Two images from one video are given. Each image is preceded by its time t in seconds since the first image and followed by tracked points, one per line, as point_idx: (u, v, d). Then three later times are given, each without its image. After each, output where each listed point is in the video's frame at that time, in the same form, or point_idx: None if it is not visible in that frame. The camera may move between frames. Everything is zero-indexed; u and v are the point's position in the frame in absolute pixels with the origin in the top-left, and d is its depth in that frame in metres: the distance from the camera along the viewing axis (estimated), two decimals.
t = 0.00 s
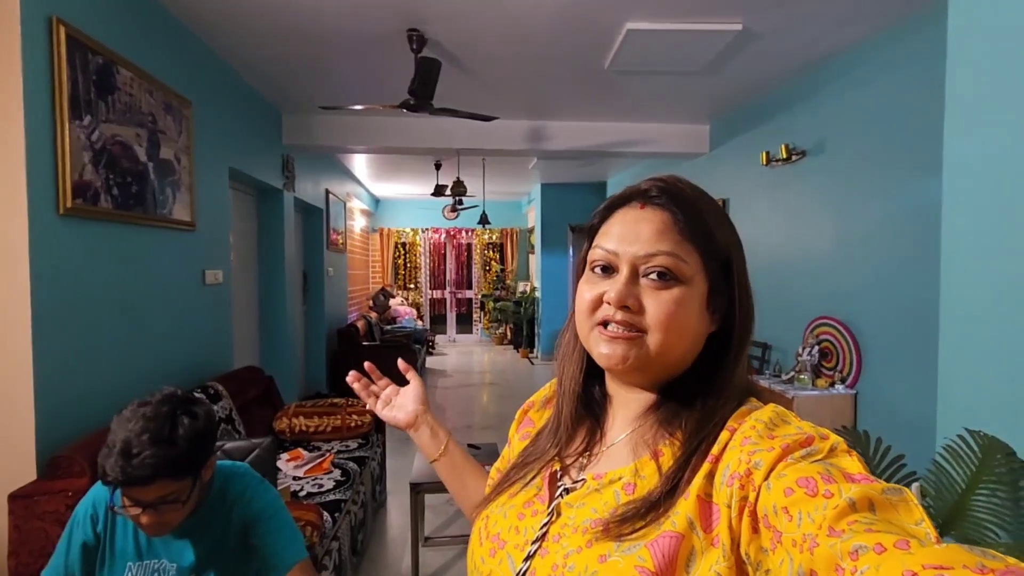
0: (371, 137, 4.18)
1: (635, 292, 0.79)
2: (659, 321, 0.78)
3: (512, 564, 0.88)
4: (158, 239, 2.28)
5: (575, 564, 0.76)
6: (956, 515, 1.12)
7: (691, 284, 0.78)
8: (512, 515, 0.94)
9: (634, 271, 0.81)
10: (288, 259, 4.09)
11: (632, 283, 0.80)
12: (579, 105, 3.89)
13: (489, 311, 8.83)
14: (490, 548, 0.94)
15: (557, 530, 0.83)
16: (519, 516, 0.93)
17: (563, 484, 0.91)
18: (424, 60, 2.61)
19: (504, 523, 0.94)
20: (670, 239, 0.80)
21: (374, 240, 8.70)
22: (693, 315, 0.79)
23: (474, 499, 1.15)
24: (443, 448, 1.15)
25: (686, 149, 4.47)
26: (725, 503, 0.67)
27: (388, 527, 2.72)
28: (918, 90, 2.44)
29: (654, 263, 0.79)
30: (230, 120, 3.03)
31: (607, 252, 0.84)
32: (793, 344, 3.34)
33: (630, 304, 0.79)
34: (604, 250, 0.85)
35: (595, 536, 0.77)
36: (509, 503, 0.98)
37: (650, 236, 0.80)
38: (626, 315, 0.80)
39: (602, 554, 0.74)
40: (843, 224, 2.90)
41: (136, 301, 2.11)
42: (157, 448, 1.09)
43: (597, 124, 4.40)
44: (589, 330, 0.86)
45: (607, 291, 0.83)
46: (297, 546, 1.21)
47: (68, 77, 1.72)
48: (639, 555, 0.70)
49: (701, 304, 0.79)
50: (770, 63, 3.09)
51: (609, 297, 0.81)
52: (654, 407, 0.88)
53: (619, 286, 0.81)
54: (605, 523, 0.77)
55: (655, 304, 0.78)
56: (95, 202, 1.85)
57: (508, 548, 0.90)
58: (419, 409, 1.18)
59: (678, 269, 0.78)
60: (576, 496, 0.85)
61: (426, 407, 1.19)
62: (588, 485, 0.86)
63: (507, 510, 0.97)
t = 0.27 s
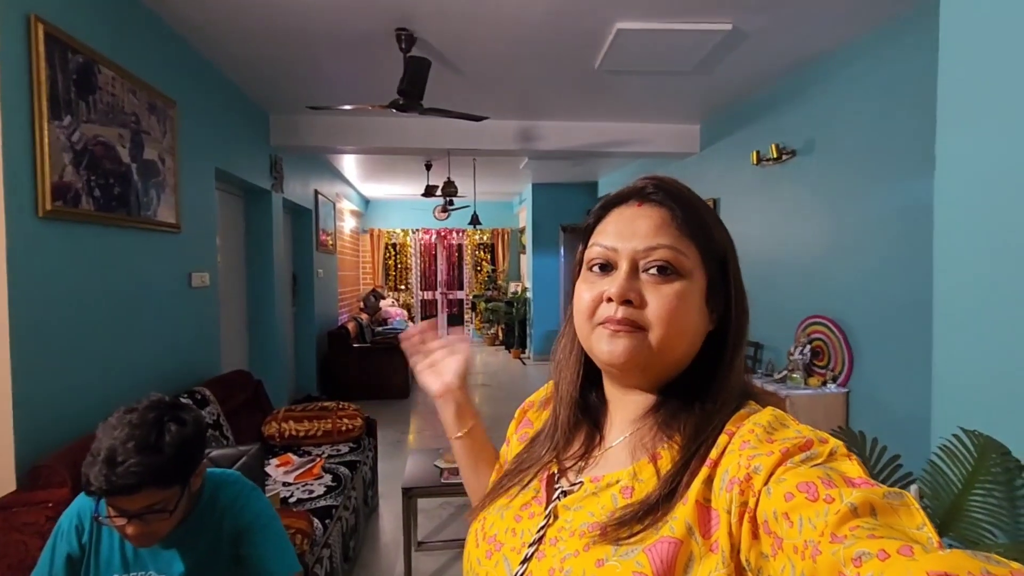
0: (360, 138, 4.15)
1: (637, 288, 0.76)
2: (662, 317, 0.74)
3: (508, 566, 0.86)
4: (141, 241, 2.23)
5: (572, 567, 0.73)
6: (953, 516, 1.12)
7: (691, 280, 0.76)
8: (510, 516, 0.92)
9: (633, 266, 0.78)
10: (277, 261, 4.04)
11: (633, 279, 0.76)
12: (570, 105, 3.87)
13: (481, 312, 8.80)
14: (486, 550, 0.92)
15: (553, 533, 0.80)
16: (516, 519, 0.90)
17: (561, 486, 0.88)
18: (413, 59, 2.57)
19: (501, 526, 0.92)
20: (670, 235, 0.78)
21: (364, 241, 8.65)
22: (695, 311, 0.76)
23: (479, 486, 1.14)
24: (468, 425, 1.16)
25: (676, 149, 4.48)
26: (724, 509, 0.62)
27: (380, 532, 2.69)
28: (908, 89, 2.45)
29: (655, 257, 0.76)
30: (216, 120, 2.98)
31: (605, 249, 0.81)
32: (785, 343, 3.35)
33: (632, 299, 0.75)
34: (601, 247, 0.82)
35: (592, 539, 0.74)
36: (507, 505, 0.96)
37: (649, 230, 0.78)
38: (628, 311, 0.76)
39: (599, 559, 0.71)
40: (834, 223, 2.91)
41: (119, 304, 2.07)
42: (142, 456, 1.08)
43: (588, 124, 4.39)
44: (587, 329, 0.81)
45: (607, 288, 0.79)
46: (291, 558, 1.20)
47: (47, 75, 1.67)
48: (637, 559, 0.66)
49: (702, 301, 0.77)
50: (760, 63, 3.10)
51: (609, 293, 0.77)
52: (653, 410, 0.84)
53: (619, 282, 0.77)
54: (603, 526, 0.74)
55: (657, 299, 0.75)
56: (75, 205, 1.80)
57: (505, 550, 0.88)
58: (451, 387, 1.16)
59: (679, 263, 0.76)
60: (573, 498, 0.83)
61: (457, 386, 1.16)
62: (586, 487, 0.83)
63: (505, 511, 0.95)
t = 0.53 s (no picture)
0: (353, 137, 4.10)
1: (624, 295, 0.75)
2: (650, 322, 0.73)
3: (507, 559, 0.83)
4: (130, 243, 2.19)
5: (569, 561, 0.71)
6: (960, 519, 1.11)
7: (678, 281, 0.74)
8: (511, 510, 0.90)
9: (621, 273, 0.76)
10: (269, 262, 3.99)
11: (619, 286, 0.76)
12: (564, 104, 3.85)
13: (474, 312, 8.76)
14: (486, 543, 0.90)
15: (552, 527, 0.79)
16: (516, 512, 0.88)
17: (560, 481, 0.87)
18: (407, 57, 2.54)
19: (501, 520, 0.90)
20: (653, 239, 0.76)
21: (357, 242, 8.58)
22: (685, 312, 0.74)
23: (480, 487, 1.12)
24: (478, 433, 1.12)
25: (671, 148, 4.47)
26: (719, 504, 0.62)
27: (375, 536, 2.65)
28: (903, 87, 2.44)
29: (640, 262, 0.75)
30: (206, 119, 2.93)
31: (592, 258, 0.80)
32: (781, 342, 3.34)
33: (620, 306, 0.74)
34: (588, 256, 0.80)
35: (591, 533, 0.73)
36: (509, 499, 0.95)
37: (632, 235, 0.77)
38: (617, 318, 0.75)
39: (596, 552, 0.70)
40: (830, 221, 2.91)
41: (107, 308, 2.02)
42: (134, 461, 1.09)
43: (582, 123, 4.37)
44: (582, 339, 0.81)
45: (596, 297, 0.78)
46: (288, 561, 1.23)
47: (31, 73, 1.63)
48: (632, 552, 0.66)
49: (691, 301, 0.75)
50: (755, 61, 3.09)
51: (598, 303, 0.76)
52: (653, 409, 0.82)
53: (606, 290, 0.76)
54: (601, 519, 0.73)
55: (644, 304, 0.73)
56: (61, 206, 1.75)
57: (505, 543, 0.85)
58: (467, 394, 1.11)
59: (666, 266, 0.74)
60: (573, 494, 0.81)
61: (470, 393, 1.11)
62: (586, 483, 0.81)
63: (506, 505, 0.93)
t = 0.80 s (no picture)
0: (351, 137, 4.05)
1: (615, 300, 0.71)
2: (639, 327, 0.69)
3: (512, 567, 0.78)
4: (125, 245, 2.13)
5: (576, 569, 0.67)
6: (989, 532, 1.06)
7: (673, 287, 0.69)
8: (515, 515, 0.84)
9: (615, 279, 0.72)
10: (267, 264, 3.94)
11: (613, 291, 0.72)
12: (564, 101, 3.81)
13: (473, 312, 8.72)
14: (491, 548, 0.84)
15: (558, 534, 0.74)
16: (521, 518, 0.83)
17: (566, 488, 0.82)
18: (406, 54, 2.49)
19: (506, 524, 0.84)
20: (651, 244, 0.71)
21: (355, 242, 8.53)
22: (680, 320, 0.69)
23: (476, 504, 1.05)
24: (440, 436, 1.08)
25: (672, 146, 4.43)
26: (727, 515, 0.59)
27: (377, 543, 2.61)
28: (911, 82, 2.41)
29: (634, 268, 0.70)
30: (202, 119, 2.88)
31: (592, 262, 0.76)
32: (786, 342, 3.31)
33: (610, 312, 0.71)
34: (588, 260, 0.77)
35: (597, 542, 0.68)
36: (514, 502, 0.89)
37: (629, 240, 0.72)
38: (608, 323, 0.71)
39: (603, 561, 0.66)
40: (836, 219, 2.87)
41: (101, 312, 1.96)
42: (145, 466, 1.06)
43: (582, 121, 4.33)
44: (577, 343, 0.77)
45: (591, 301, 0.75)
46: None
47: (20, 71, 1.57)
48: (640, 562, 0.61)
49: (688, 307, 0.69)
50: (759, 57, 3.05)
51: (589, 307, 0.73)
52: (658, 413, 0.77)
53: (599, 295, 0.73)
54: (608, 528, 0.68)
55: (632, 310, 0.69)
56: (53, 209, 1.70)
57: (509, 549, 0.80)
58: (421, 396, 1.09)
59: (659, 272, 0.69)
60: (579, 500, 0.75)
61: (425, 395, 1.09)
62: (591, 489, 0.76)
63: (511, 510, 0.87)
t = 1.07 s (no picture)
0: (360, 135, 4.02)
1: (629, 309, 0.69)
2: (654, 337, 0.67)
3: (512, 572, 0.77)
4: (134, 246, 2.11)
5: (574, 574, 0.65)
6: None
7: (686, 296, 0.67)
8: (516, 520, 0.83)
9: (628, 287, 0.70)
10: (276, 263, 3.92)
11: (626, 299, 0.69)
12: (575, 99, 3.76)
13: (482, 310, 8.68)
14: (491, 553, 0.82)
15: (558, 539, 0.72)
16: (522, 523, 0.81)
17: (566, 493, 0.80)
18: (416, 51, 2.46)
19: (506, 529, 0.83)
20: (664, 251, 0.69)
21: (363, 241, 8.51)
22: (693, 330, 0.67)
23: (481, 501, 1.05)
24: (458, 438, 1.09)
25: (685, 143, 4.36)
26: (725, 521, 0.58)
27: (387, 545, 2.57)
28: (934, 76, 2.34)
29: (648, 276, 0.68)
30: (210, 118, 2.86)
31: (603, 269, 0.74)
32: (802, 342, 3.24)
33: (625, 320, 0.68)
34: (599, 267, 0.74)
35: (596, 546, 0.66)
36: (514, 508, 0.87)
37: (642, 248, 0.70)
38: (621, 332, 0.69)
39: (601, 565, 0.64)
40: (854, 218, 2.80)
41: (110, 313, 1.95)
42: (158, 469, 1.04)
43: (593, 119, 4.27)
44: (587, 351, 0.75)
45: (602, 310, 0.72)
46: None
47: (26, 70, 1.55)
48: (638, 565, 0.60)
49: (701, 317, 0.68)
50: (775, 51, 2.98)
51: (603, 315, 0.71)
52: (659, 418, 0.75)
53: (613, 303, 0.70)
54: (607, 532, 0.67)
55: (648, 319, 0.67)
56: (60, 209, 1.67)
57: (510, 553, 0.79)
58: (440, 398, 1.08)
59: (674, 281, 0.67)
60: (579, 505, 0.74)
61: (444, 396, 1.09)
62: (592, 494, 0.74)
63: (511, 516, 0.85)
